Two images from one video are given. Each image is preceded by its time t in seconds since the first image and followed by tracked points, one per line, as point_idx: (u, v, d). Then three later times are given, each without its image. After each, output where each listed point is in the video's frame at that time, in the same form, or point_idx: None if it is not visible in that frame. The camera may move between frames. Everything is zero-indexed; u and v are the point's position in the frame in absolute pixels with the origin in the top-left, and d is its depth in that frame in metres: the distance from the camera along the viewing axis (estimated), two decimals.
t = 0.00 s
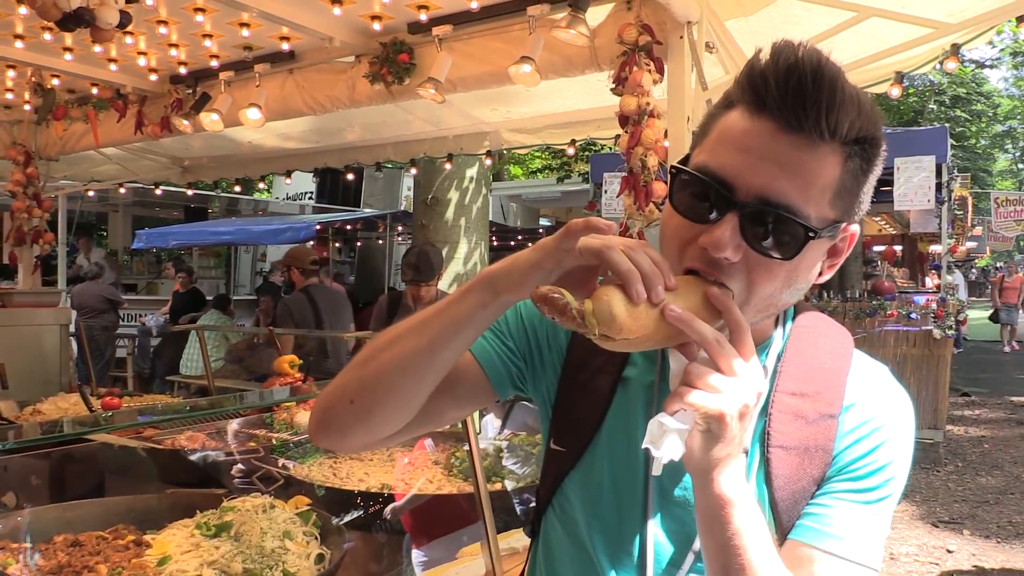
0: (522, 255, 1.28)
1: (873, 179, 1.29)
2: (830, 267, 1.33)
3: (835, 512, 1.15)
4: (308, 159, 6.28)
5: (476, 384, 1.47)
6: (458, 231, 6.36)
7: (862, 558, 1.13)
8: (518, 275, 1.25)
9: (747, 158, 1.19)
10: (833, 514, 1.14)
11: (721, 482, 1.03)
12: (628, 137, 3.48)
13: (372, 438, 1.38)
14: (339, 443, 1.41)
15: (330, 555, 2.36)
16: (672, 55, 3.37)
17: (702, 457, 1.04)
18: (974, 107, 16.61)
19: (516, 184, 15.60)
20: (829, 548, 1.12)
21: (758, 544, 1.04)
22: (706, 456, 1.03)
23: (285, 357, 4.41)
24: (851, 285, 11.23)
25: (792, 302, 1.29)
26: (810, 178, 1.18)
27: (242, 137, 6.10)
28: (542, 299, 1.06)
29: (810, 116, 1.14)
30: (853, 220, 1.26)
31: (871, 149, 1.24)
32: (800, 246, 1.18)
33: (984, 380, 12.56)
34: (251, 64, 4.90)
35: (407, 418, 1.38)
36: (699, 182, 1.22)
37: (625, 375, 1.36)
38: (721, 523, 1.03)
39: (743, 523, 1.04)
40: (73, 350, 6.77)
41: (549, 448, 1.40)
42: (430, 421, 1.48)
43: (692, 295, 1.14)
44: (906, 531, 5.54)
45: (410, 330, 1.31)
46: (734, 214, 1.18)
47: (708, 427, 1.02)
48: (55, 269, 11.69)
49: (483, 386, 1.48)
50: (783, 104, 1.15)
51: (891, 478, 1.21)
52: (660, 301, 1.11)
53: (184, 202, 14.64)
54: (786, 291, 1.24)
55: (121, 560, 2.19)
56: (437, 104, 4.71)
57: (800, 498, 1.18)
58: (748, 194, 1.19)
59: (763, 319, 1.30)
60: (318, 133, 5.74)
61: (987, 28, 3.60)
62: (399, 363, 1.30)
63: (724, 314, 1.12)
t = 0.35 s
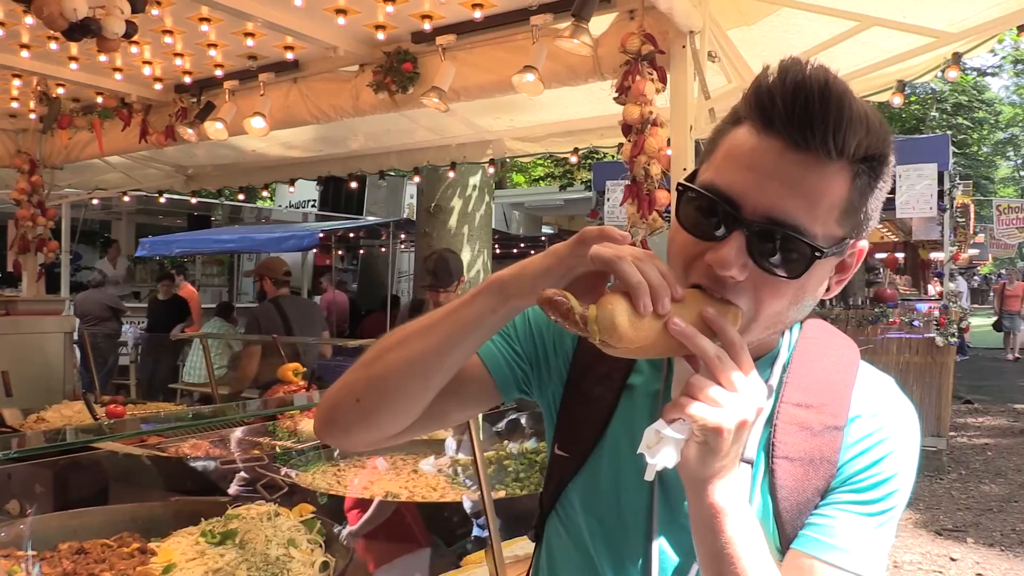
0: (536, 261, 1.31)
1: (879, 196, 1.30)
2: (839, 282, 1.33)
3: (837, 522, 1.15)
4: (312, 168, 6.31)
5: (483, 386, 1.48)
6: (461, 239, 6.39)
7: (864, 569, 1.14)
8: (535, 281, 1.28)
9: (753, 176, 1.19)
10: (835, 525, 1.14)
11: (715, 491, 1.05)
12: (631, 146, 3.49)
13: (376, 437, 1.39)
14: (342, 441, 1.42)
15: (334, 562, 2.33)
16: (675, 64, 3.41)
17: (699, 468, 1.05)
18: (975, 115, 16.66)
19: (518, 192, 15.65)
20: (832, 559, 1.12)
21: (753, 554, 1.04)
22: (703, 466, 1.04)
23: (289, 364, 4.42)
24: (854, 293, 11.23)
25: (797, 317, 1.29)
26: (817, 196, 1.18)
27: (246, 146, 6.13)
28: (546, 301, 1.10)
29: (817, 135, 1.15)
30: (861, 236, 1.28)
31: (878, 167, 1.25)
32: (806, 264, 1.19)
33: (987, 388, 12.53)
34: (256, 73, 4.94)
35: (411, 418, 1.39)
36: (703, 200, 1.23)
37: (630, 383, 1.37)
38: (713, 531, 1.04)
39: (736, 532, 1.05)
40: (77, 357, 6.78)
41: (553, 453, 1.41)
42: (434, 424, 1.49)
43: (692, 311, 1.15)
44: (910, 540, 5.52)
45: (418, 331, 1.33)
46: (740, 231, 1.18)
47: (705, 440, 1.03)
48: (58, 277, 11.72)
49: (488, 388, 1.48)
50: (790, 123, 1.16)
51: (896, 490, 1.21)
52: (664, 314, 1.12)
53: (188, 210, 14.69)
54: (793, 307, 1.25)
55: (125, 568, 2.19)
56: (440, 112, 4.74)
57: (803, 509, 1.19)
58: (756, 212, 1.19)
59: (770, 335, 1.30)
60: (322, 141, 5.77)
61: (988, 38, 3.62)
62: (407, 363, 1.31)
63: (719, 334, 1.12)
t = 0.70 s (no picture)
0: (547, 259, 1.33)
1: (893, 211, 1.28)
2: (850, 294, 1.32)
3: (840, 533, 1.15)
4: (315, 175, 6.33)
5: (487, 383, 1.50)
6: (464, 246, 6.40)
7: None
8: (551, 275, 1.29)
9: (763, 194, 1.19)
10: (838, 536, 1.14)
11: (713, 503, 1.05)
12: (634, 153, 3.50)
13: (376, 427, 1.39)
14: (341, 430, 1.42)
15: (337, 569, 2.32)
16: (678, 72, 3.45)
17: (701, 477, 1.05)
18: (978, 121, 16.67)
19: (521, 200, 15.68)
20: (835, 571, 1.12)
21: (752, 565, 1.05)
22: (703, 476, 1.05)
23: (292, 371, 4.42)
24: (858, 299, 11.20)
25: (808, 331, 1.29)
26: (827, 215, 1.17)
27: (249, 154, 6.16)
28: (564, 295, 1.10)
29: (827, 155, 1.14)
30: (872, 252, 1.27)
31: (889, 185, 1.24)
32: (818, 282, 1.19)
33: (992, 395, 12.48)
34: (260, 81, 4.97)
35: (413, 410, 1.39)
36: (713, 217, 1.23)
37: (634, 389, 1.36)
38: (708, 541, 1.05)
39: (733, 542, 1.05)
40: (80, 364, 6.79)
41: (554, 458, 1.41)
42: (436, 416, 1.49)
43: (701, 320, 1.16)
44: (915, 547, 5.49)
45: (426, 322, 1.34)
46: (749, 248, 1.18)
47: (707, 449, 1.03)
48: (62, 284, 11.76)
49: (491, 385, 1.50)
50: (799, 144, 1.15)
51: (899, 503, 1.22)
52: (677, 318, 1.13)
53: (192, 217, 14.76)
54: (804, 323, 1.24)
55: None
56: (443, 120, 4.75)
57: (807, 520, 1.18)
58: (765, 231, 1.19)
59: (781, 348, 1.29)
60: (326, 148, 5.78)
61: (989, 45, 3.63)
62: (413, 354, 1.32)
63: (729, 344, 1.13)
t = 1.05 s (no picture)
0: (571, 259, 1.33)
1: (920, 233, 1.24)
2: (874, 313, 1.29)
3: (851, 546, 1.15)
4: (318, 180, 6.34)
5: (498, 379, 1.50)
6: (466, 251, 6.41)
7: None
8: (576, 279, 1.29)
9: (787, 217, 1.15)
10: (849, 549, 1.14)
11: (728, 516, 1.05)
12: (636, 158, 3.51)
13: (383, 417, 1.40)
14: (348, 417, 1.42)
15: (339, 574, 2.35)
16: (679, 78, 3.45)
17: (717, 488, 1.04)
18: (979, 127, 16.67)
19: (523, 205, 15.70)
20: None
21: None
22: (719, 487, 1.04)
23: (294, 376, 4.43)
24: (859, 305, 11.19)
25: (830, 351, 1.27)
26: (852, 242, 1.14)
27: (252, 159, 6.18)
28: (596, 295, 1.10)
29: (855, 184, 1.10)
30: (897, 276, 1.24)
31: (918, 211, 1.20)
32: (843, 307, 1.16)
33: (994, 401, 12.45)
34: (263, 86, 4.99)
35: (421, 402, 1.40)
36: (735, 236, 1.20)
37: (647, 395, 1.36)
38: (719, 552, 1.04)
39: (745, 555, 1.05)
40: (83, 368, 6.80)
41: (560, 460, 1.41)
42: (442, 410, 1.50)
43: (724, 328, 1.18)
44: (917, 554, 5.47)
45: (442, 315, 1.35)
46: (773, 270, 1.16)
47: (724, 459, 1.02)
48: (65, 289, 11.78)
49: (502, 382, 1.51)
50: (827, 173, 1.10)
51: (910, 517, 1.22)
52: (704, 326, 1.15)
53: (194, 222, 14.80)
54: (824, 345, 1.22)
55: None
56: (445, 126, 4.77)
57: (820, 533, 1.18)
58: (791, 255, 1.15)
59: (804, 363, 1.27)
60: (329, 154, 5.80)
61: (991, 52, 3.64)
62: (427, 348, 1.33)
63: (754, 356, 1.15)
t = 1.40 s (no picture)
0: (589, 263, 1.33)
1: (944, 236, 1.24)
2: (897, 317, 1.28)
3: (870, 552, 1.15)
4: (321, 185, 6.36)
5: (515, 383, 1.50)
6: (468, 254, 6.43)
7: None
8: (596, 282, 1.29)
9: (809, 221, 1.16)
10: (867, 555, 1.14)
11: (751, 517, 1.05)
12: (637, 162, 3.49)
13: (398, 421, 1.40)
14: (363, 422, 1.43)
15: None
16: (681, 83, 3.45)
17: (739, 489, 1.04)
18: (981, 131, 16.72)
19: (525, 209, 15.73)
20: None
21: None
22: (743, 487, 1.04)
23: (297, 380, 4.44)
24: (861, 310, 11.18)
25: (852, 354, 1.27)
26: (872, 245, 1.14)
27: (255, 163, 6.19)
28: (613, 302, 1.11)
29: (878, 186, 1.10)
30: (920, 280, 1.24)
31: (941, 214, 1.19)
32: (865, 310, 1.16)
33: (996, 405, 12.43)
34: (266, 91, 5.01)
35: (437, 407, 1.40)
36: (757, 239, 1.20)
37: (663, 398, 1.35)
38: (741, 552, 1.04)
39: (765, 557, 1.04)
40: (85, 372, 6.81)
41: (574, 462, 1.41)
42: (459, 414, 1.50)
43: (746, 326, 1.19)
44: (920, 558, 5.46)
45: (458, 320, 1.35)
46: (796, 273, 1.16)
47: (748, 459, 1.02)
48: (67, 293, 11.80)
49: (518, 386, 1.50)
50: (848, 176, 1.10)
51: (929, 524, 1.22)
52: (726, 326, 1.16)
53: (197, 226, 14.83)
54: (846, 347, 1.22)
55: None
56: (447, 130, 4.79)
57: (839, 540, 1.18)
58: (812, 255, 1.16)
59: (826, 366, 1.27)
60: (332, 158, 5.81)
61: (991, 56, 3.66)
62: (443, 352, 1.33)
63: (776, 354, 1.15)
